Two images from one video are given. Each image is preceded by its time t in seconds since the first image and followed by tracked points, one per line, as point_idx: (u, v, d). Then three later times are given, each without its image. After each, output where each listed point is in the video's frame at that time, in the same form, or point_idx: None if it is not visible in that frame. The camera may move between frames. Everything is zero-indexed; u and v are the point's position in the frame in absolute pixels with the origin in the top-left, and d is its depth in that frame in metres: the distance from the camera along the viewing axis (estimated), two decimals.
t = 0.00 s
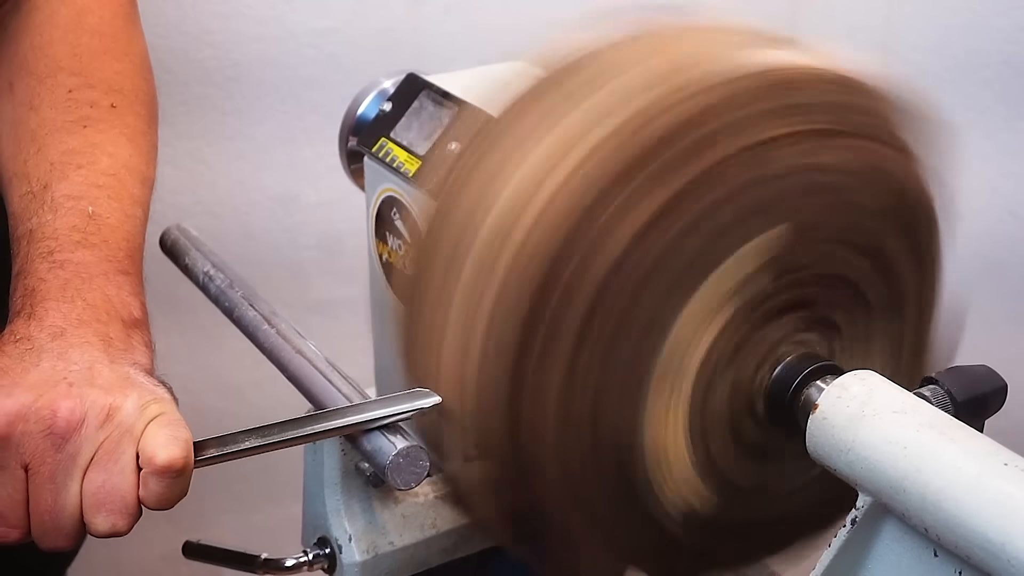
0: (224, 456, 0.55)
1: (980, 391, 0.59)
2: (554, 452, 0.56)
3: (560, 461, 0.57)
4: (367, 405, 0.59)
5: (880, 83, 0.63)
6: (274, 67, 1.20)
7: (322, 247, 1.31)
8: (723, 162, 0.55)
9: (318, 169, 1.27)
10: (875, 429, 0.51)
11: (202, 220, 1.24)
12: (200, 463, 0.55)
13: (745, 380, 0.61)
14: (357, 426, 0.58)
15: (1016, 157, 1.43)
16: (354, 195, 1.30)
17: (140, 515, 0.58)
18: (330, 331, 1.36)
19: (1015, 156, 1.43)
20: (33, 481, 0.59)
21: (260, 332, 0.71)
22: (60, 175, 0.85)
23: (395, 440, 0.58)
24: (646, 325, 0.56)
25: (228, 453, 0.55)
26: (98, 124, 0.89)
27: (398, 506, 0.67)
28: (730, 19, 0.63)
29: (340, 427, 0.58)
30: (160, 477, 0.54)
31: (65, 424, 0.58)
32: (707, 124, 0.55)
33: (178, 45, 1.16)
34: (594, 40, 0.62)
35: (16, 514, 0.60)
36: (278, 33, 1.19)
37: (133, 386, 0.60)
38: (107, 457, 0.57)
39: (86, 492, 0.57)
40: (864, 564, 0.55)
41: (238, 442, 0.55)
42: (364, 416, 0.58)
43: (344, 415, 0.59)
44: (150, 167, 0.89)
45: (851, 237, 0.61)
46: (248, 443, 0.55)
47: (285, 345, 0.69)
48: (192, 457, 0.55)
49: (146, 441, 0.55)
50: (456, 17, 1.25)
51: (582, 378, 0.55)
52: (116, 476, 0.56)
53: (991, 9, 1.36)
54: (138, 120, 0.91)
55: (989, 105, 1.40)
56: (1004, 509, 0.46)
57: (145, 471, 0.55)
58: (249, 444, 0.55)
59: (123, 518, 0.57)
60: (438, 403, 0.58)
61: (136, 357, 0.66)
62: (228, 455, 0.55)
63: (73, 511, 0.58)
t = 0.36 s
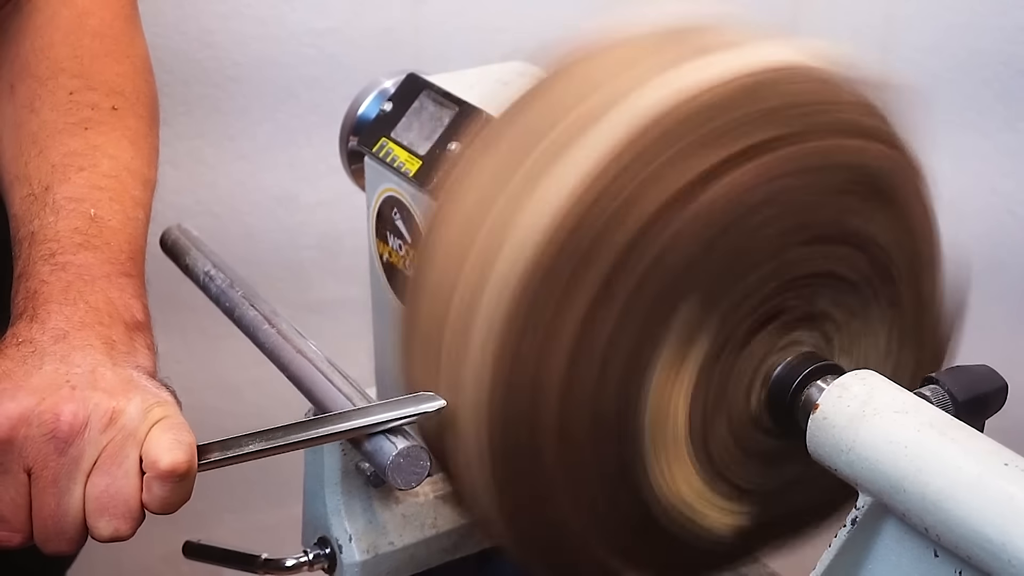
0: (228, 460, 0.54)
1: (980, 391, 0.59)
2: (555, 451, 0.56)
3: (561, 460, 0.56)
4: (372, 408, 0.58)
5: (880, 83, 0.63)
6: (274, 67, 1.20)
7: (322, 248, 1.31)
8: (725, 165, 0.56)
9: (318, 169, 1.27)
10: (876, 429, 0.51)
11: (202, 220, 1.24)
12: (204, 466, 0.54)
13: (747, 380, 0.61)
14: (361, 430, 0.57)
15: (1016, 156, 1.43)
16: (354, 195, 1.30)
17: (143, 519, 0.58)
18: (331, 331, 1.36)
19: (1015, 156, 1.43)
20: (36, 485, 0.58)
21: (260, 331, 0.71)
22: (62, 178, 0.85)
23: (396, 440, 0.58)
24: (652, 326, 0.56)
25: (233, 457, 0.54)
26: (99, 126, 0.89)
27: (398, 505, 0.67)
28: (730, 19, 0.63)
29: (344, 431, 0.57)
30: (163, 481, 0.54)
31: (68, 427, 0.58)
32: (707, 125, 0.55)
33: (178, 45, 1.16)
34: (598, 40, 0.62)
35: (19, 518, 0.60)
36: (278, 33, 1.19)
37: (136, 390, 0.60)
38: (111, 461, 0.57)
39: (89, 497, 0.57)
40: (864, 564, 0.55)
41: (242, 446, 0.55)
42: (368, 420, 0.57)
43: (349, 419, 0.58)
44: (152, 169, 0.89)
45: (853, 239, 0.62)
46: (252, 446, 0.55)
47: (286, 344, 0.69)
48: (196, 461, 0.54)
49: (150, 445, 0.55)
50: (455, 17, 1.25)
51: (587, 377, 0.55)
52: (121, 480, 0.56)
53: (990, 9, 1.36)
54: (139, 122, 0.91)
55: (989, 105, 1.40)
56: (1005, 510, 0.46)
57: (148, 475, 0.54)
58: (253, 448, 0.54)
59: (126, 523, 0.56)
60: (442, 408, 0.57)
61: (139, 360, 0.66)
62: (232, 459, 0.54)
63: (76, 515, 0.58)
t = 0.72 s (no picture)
0: (229, 463, 0.54)
1: (980, 391, 0.59)
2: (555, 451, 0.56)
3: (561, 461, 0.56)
4: (376, 410, 0.58)
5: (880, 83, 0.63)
6: (275, 67, 1.20)
7: (322, 248, 1.31)
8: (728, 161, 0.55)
9: (318, 169, 1.27)
10: (876, 429, 0.51)
11: (202, 220, 1.24)
12: (207, 468, 0.54)
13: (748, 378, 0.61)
14: (364, 434, 0.57)
15: (1016, 156, 1.43)
16: (354, 195, 1.30)
17: (146, 521, 0.57)
18: (330, 331, 1.35)
19: (1015, 156, 1.43)
20: (38, 488, 0.59)
21: (260, 332, 0.71)
22: (63, 178, 0.85)
23: (396, 439, 0.58)
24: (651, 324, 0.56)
25: (234, 460, 0.54)
26: (100, 127, 0.89)
27: (399, 505, 0.67)
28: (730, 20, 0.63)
29: (347, 433, 0.56)
30: (167, 483, 0.54)
31: (71, 430, 0.58)
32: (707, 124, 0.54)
33: (177, 45, 1.16)
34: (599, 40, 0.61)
35: (21, 520, 0.60)
36: (278, 33, 1.19)
37: (139, 391, 0.60)
38: (114, 462, 0.57)
39: (92, 499, 0.57)
40: (864, 564, 0.55)
41: (244, 449, 0.54)
42: (372, 422, 0.57)
43: (353, 420, 0.58)
44: (154, 170, 0.89)
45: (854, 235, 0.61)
46: (255, 449, 0.54)
47: (286, 344, 0.69)
48: (199, 463, 0.54)
49: (153, 447, 0.55)
50: (455, 17, 1.25)
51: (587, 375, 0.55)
52: (123, 482, 0.56)
53: (991, 9, 1.36)
54: (141, 122, 0.91)
55: (989, 105, 1.40)
56: (1005, 510, 0.46)
57: (151, 478, 0.54)
58: (256, 450, 0.54)
59: (129, 525, 0.56)
60: (447, 410, 0.57)
61: (141, 361, 0.66)
62: (234, 461, 0.54)
63: (79, 517, 0.58)
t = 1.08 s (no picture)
0: (232, 465, 0.53)
1: (980, 391, 0.59)
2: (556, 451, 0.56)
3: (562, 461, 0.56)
4: (381, 413, 0.58)
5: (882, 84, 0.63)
6: (275, 67, 1.20)
7: (322, 248, 1.31)
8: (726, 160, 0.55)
9: (318, 169, 1.27)
10: (876, 429, 0.51)
11: (202, 220, 1.24)
12: (210, 471, 0.54)
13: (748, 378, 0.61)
14: (368, 436, 0.57)
15: (1017, 157, 1.43)
16: (354, 195, 1.30)
17: (149, 523, 0.57)
18: (330, 331, 1.35)
19: (1016, 156, 1.43)
20: (41, 490, 0.59)
21: (260, 331, 0.71)
22: (65, 179, 0.85)
23: (396, 439, 0.58)
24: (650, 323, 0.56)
25: (237, 462, 0.53)
26: (102, 127, 0.89)
27: (398, 505, 0.67)
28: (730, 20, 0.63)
29: (352, 435, 0.56)
30: (170, 486, 0.54)
31: (73, 432, 0.58)
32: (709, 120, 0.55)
33: (178, 45, 1.16)
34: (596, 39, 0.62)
35: (23, 522, 0.60)
36: (278, 33, 1.19)
37: (142, 393, 0.60)
38: (117, 464, 0.56)
39: (95, 501, 0.57)
40: (864, 564, 0.55)
41: (248, 451, 0.54)
42: (377, 425, 0.57)
43: (356, 423, 0.57)
44: (155, 171, 0.89)
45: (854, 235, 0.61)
46: (259, 451, 0.54)
47: (286, 344, 0.69)
48: (203, 466, 0.54)
49: (156, 449, 0.55)
50: (456, 18, 1.25)
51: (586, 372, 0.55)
52: (126, 484, 0.56)
53: (992, 9, 1.36)
54: (142, 123, 0.91)
55: (990, 105, 1.40)
56: (1005, 510, 0.46)
57: (154, 480, 0.54)
58: (259, 453, 0.54)
59: (132, 527, 0.56)
60: (452, 413, 0.57)
61: (144, 363, 0.66)
62: (237, 464, 0.54)
63: (81, 520, 0.57)
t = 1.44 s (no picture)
0: (235, 468, 0.54)
1: (980, 391, 0.59)
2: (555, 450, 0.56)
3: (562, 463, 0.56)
4: (384, 415, 0.58)
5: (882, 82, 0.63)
6: (275, 67, 1.20)
7: (322, 248, 1.31)
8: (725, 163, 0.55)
9: (318, 169, 1.27)
10: (875, 429, 0.51)
11: (202, 220, 1.24)
12: (213, 474, 0.54)
13: (750, 377, 0.61)
14: (371, 439, 0.57)
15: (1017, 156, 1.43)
16: (354, 195, 1.30)
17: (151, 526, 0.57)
18: (330, 331, 1.35)
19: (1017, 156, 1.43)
20: (44, 491, 0.59)
21: (261, 331, 0.71)
22: (67, 180, 0.85)
23: (396, 439, 0.58)
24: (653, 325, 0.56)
25: (240, 464, 0.54)
26: (103, 129, 0.89)
27: (398, 506, 0.66)
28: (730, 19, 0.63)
29: (353, 438, 0.56)
30: (173, 489, 0.53)
31: (77, 433, 0.58)
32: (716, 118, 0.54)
33: (178, 45, 1.16)
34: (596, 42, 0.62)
35: (25, 524, 0.60)
36: (278, 33, 1.19)
37: (145, 394, 0.60)
38: (120, 467, 0.57)
39: (98, 504, 0.57)
40: (864, 564, 0.55)
41: (251, 454, 0.54)
42: (381, 427, 0.57)
43: (361, 426, 0.57)
44: (157, 172, 0.89)
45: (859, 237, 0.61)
46: (262, 453, 0.54)
47: (287, 345, 0.69)
48: (206, 469, 0.54)
49: (160, 452, 0.55)
50: (456, 18, 1.25)
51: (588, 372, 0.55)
52: (129, 487, 0.56)
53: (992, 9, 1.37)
54: (143, 125, 0.91)
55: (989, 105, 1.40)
56: (1005, 510, 0.46)
57: (158, 483, 0.54)
58: (262, 455, 0.54)
59: (134, 530, 0.56)
60: (456, 415, 0.57)
61: (147, 364, 0.66)
62: (240, 466, 0.54)
63: (84, 522, 0.58)
